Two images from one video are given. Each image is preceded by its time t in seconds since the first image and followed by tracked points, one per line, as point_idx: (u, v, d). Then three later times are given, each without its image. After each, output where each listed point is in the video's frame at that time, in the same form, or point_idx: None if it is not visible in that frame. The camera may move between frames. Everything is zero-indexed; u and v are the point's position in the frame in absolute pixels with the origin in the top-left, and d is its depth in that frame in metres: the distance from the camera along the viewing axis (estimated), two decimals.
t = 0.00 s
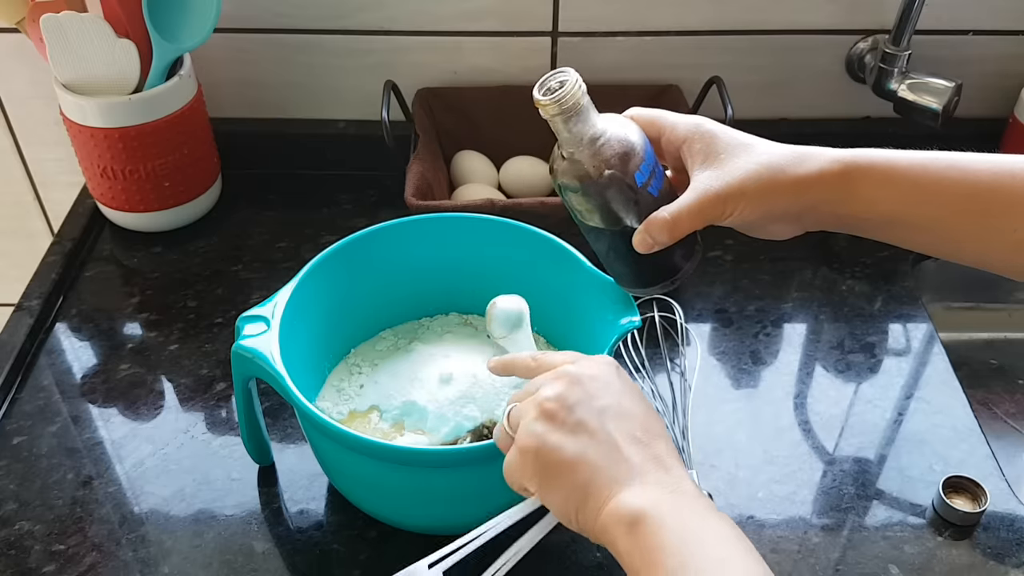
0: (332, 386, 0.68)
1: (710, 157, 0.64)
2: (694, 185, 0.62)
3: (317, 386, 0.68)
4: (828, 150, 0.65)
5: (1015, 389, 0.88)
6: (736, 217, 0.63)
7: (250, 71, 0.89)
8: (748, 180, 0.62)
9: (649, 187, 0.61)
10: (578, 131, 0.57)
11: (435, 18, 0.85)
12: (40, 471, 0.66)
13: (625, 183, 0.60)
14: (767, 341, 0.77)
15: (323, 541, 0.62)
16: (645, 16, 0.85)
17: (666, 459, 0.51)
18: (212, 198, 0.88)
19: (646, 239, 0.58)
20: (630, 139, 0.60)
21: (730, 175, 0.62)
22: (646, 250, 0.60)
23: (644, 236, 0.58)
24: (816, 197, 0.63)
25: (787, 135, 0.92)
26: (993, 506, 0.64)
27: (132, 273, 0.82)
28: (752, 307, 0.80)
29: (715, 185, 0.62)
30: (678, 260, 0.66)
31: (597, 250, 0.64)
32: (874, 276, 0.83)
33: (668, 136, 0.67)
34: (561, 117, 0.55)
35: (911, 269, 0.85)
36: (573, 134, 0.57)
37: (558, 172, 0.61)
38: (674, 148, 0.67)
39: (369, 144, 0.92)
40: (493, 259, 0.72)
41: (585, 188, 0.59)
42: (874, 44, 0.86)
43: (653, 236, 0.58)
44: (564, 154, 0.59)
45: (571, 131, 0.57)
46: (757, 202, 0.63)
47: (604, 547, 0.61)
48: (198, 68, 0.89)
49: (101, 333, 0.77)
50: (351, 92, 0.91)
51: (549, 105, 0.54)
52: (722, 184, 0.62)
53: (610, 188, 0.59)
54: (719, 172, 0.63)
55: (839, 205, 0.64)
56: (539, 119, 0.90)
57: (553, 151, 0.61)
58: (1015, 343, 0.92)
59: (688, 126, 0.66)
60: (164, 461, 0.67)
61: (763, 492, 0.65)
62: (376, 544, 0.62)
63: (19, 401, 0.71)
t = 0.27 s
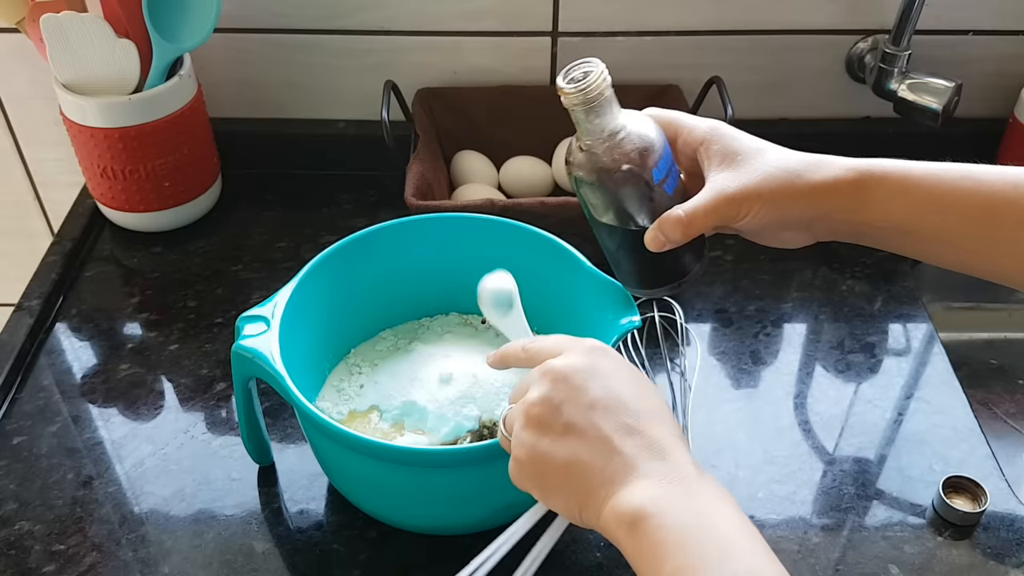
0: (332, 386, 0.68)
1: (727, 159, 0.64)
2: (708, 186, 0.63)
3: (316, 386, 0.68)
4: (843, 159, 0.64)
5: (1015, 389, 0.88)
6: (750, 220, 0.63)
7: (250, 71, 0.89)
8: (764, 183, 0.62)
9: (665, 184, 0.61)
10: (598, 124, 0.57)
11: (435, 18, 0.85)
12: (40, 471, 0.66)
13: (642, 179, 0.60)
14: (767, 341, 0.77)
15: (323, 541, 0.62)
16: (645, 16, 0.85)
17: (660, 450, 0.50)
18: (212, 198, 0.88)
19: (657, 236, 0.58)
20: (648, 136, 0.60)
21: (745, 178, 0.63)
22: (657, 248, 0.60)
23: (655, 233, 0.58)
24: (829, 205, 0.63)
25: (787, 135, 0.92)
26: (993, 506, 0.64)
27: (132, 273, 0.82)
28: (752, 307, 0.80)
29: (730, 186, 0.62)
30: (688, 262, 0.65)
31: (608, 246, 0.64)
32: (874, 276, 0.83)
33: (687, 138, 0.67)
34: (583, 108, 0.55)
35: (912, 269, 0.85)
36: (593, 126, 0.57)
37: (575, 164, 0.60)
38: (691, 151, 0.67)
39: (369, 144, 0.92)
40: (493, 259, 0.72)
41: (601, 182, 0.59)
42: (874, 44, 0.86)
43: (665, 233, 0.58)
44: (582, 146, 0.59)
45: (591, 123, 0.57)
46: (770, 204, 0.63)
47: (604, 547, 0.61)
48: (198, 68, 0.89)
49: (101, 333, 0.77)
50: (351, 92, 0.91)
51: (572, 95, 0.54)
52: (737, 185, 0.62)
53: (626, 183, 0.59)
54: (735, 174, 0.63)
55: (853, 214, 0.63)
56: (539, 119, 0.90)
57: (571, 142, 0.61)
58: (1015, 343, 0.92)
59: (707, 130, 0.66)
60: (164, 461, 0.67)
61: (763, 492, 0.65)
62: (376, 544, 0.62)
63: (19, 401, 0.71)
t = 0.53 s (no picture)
0: (332, 386, 0.68)
1: (792, 157, 0.61)
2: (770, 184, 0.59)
3: (316, 385, 0.68)
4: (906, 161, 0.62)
5: (1015, 389, 0.88)
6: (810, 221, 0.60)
7: (250, 71, 0.89)
8: (830, 183, 0.59)
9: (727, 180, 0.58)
10: (670, 110, 0.54)
11: (435, 18, 0.85)
12: (39, 471, 0.66)
13: (707, 174, 0.56)
14: (767, 341, 0.77)
15: (323, 541, 0.62)
16: (645, 16, 0.85)
17: (622, 479, 0.47)
18: (212, 198, 0.88)
19: (716, 231, 0.54)
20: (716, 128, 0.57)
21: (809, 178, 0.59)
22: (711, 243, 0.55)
23: (712, 228, 0.54)
24: (891, 209, 0.61)
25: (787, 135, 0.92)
26: (993, 506, 0.64)
27: (132, 273, 0.83)
28: (753, 307, 0.80)
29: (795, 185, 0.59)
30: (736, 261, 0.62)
31: (657, 239, 0.60)
32: (874, 276, 0.83)
33: (746, 133, 0.64)
34: (658, 91, 0.51)
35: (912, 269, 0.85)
36: (665, 113, 0.54)
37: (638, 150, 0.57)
38: (750, 147, 0.64)
39: (369, 144, 0.92)
40: (493, 259, 0.72)
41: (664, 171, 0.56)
42: (874, 44, 0.86)
43: (724, 229, 0.54)
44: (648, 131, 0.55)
45: (664, 108, 0.53)
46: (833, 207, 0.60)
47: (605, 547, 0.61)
48: (198, 68, 0.89)
49: (101, 333, 0.77)
50: (351, 92, 0.91)
51: (651, 75, 0.50)
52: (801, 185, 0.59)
53: (689, 176, 0.56)
54: (800, 173, 0.60)
55: (914, 218, 0.61)
56: (539, 119, 0.90)
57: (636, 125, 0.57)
58: (1015, 343, 0.92)
59: (769, 125, 0.63)
60: (164, 461, 0.67)
61: (763, 492, 0.65)
62: (376, 544, 0.62)
63: (19, 401, 0.71)
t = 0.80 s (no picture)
0: (334, 386, 0.68)
1: (868, 179, 0.65)
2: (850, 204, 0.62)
3: (317, 385, 0.68)
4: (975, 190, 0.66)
5: (1015, 389, 0.88)
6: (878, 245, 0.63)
7: (249, 71, 0.89)
8: (907, 207, 0.63)
9: (802, 200, 0.64)
10: (756, 128, 0.61)
11: (435, 18, 0.85)
12: (39, 471, 0.66)
13: (788, 190, 0.63)
14: (767, 340, 0.77)
15: (322, 541, 0.62)
16: (645, 16, 0.85)
17: (602, 523, 0.46)
18: (212, 198, 0.88)
19: (789, 250, 0.56)
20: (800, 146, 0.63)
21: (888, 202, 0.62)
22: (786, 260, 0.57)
23: (785, 245, 0.57)
24: (963, 235, 0.65)
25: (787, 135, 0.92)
26: (993, 506, 0.64)
27: (132, 273, 0.83)
28: (753, 307, 0.80)
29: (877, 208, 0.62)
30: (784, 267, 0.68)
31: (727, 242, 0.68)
32: (874, 276, 0.83)
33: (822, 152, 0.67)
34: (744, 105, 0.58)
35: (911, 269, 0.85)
36: (750, 130, 0.61)
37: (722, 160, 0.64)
38: (826, 167, 0.67)
39: (369, 144, 0.92)
40: (493, 259, 0.72)
41: (740, 185, 0.64)
42: (874, 44, 0.86)
43: (798, 246, 0.56)
44: (731, 146, 0.63)
45: (748, 125, 0.61)
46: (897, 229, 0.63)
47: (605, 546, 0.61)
48: (198, 68, 0.89)
49: (101, 333, 0.77)
50: (351, 92, 0.91)
51: (742, 87, 0.57)
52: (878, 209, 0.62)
53: (767, 190, 0.63)
54: (879, 195, 0.63)
55: (981, 245, 0.66)
56: (539, 119, 0.90)
57: (716, 141, 0.65)
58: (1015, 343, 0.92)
59: (847, 147, 0.66)
60: (164, 461, 0.67)
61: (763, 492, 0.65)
62: (376, 544, 0.62)
63: (19, 401, 0.71)
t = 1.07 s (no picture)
0: (335, 386, 0.69)
1: (910, 218, 0.64)
2: (888, 244, 0.61)
3: (317, 385, 0.68)
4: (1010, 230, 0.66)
5: (1014, 389, 0.89)
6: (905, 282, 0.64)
7: (250, 72, 0.89)
8: (944, 248, 0.63)
9: (847, 239, 0.61)
10: (819, 157, 0.57)
11: (435, 19, 0.85)
12: (40, 471, 0.66)
13: (833, 229, 0.59)
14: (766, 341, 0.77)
15: (323, 541, 0.62)
16: (645, 16, 0.85)
17: (605, 525, 0.46)
18: (213, 199, 0.88)
19: (829, 284, 0.55)
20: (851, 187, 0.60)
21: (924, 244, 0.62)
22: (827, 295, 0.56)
23: (824, 281, 0.55)
24: (1000, 275, 0.65)
25: (786, 136, 0.93)
26: (992, 505, 0.64)
27: (133, 273, 0.83)
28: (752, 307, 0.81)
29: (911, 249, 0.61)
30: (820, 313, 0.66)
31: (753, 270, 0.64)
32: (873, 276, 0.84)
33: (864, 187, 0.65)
34: (821, 133, 0.54)
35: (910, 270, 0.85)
36: (813, 162, 0.57)
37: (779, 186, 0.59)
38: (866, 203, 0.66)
39: (369, 144, 0.93)
40: (493, 259, 0.72)
41: (790, 219, 0.59)
42: (873, 45, 0.87)
43: (837, 283, 0.55)
44: (792, 174, 0.58)
45: (819, 150, 0.56)
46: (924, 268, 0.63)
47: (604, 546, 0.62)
48: (199, 68, 0.89)
49: (102, 333, 0.77)
50: (351, 93, 0.91)
51: (821, 117, 0.53)
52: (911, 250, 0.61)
53: (811, 230, 0.59)
54: (916, 237, 0.62)
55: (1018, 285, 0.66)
56: (539, 119, 0.90)
57: (774, 165, 0.60)
58: (1014, 343, 0.92)
59: (890, 186, 0.65)
60: (164, 461, 0.67)
61: (762, 492, 0.65)
62: (376, 544, 0.62)
63: (20, 401, 0.71)
